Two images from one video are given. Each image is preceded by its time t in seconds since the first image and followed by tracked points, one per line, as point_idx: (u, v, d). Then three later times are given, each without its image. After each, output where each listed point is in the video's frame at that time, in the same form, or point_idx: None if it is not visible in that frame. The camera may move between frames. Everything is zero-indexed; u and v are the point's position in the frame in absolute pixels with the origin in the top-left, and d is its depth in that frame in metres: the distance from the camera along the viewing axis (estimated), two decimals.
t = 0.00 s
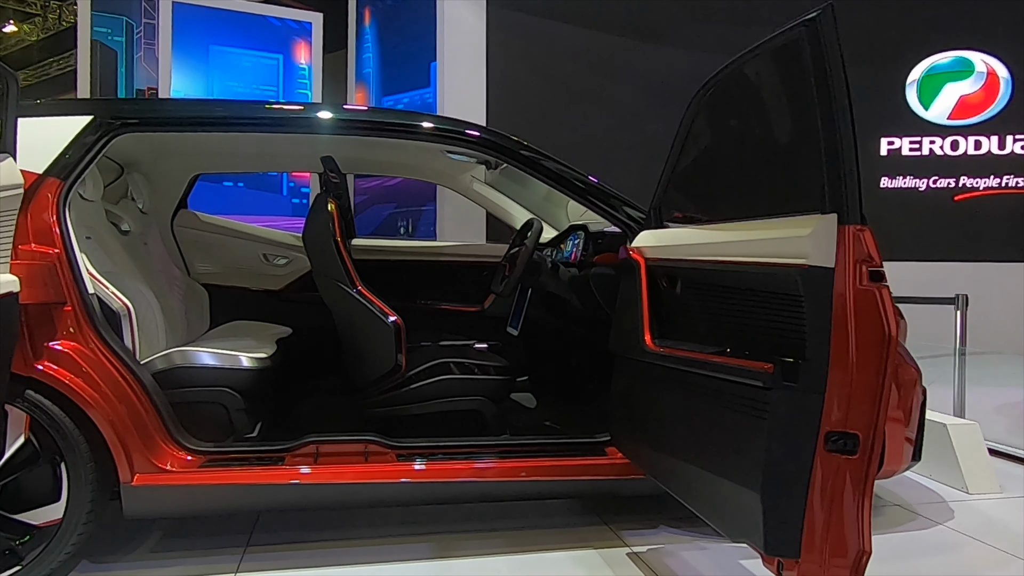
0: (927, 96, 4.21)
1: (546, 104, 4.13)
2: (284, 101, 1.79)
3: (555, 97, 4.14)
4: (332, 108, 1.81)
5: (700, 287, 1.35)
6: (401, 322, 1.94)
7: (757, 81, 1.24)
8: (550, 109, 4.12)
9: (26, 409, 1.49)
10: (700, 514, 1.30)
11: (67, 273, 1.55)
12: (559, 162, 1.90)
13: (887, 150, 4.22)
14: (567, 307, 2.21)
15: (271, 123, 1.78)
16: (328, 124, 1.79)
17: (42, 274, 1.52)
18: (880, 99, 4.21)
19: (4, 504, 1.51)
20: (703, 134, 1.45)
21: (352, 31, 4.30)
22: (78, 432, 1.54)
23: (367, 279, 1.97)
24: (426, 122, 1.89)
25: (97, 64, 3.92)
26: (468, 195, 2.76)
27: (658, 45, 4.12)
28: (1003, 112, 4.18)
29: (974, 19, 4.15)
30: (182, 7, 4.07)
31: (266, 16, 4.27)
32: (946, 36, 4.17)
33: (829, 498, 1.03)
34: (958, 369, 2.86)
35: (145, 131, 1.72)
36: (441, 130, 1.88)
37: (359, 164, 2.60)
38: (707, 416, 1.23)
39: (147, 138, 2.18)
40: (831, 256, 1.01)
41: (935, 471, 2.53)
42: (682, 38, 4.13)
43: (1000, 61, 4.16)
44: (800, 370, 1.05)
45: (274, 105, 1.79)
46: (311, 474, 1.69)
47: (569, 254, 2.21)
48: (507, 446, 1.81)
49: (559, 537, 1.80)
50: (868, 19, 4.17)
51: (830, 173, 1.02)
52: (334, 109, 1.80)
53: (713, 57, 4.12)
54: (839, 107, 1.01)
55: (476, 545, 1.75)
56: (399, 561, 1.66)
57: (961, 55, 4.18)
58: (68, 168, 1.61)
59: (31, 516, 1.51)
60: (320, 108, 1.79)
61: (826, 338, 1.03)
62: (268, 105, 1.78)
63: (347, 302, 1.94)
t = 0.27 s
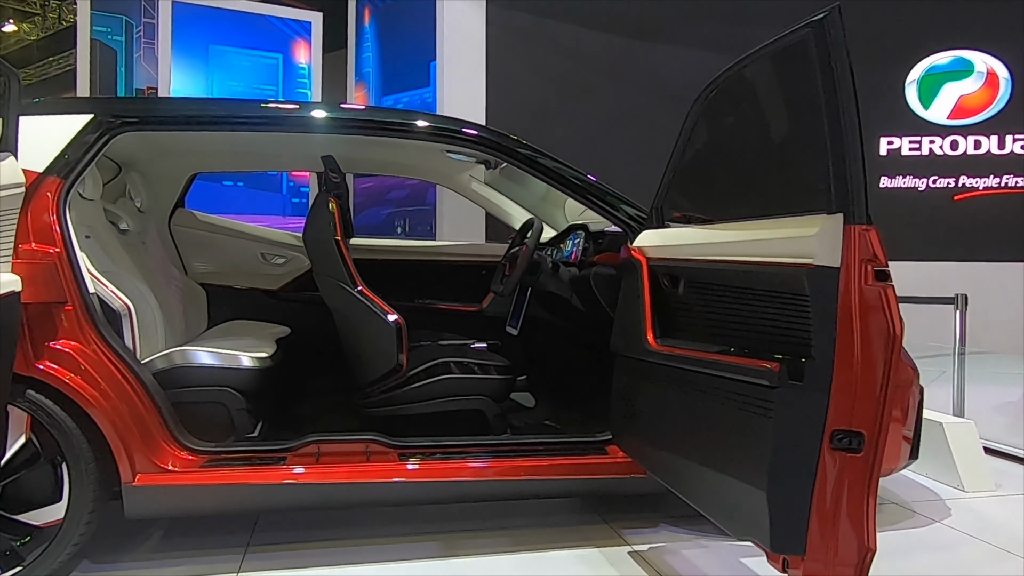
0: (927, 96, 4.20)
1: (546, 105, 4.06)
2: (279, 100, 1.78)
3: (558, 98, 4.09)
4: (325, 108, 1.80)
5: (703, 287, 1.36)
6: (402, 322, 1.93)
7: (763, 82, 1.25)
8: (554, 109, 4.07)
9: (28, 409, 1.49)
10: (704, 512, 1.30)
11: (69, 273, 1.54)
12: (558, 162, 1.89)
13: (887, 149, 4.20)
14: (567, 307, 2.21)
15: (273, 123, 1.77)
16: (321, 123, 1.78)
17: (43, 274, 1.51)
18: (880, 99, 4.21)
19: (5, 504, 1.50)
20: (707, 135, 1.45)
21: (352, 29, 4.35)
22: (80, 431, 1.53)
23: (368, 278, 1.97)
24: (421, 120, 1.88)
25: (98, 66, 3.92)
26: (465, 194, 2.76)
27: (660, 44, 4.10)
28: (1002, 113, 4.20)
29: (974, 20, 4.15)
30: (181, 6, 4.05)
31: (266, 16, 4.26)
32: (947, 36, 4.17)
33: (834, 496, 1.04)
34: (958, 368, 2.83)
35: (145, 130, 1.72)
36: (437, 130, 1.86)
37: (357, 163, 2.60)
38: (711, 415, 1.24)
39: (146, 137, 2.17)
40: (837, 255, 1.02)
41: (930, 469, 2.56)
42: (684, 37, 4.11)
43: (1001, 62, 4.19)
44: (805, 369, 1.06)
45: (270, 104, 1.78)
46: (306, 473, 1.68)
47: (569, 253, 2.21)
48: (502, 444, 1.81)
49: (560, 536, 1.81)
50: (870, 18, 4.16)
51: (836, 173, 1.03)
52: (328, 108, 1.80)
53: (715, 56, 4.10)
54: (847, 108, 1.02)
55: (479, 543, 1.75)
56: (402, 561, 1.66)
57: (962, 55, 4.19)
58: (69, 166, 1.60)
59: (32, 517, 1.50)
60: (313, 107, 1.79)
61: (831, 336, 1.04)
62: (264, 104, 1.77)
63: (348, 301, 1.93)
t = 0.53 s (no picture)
0: (927, 95, 4.23)
1: (547, 104, 4.03)
2: (274, 98, 1.77)
3: (559, 98, 4.06)
4: (318, 106, 1.78)
5: (707, 285, 1.36)
6: (404, 321, 1.93)
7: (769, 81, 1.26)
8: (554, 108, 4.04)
9: (29, 408, 1.48)
10: (708, 510, 1.31)
11: (71, 271, 1.53)
12: (558, 159, 1.88)
13: (887, 149, 4.24)
14: (568, 305, 2.22)
15: (270, 120, 1.75)
16: (316, 121, 1.77)
17: (44, 272, 1.50)
18: (877, 99, 4.23)
19: (7, 503, 1.49)
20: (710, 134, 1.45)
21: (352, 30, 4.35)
22: (81, 431, 1.53)
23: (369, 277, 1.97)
24: (417, 118, 1.87)
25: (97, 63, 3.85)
26: (465, 193, 2.76)
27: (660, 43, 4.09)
28: (1001, 113, 4.21)
29: (973, 20, 4.16)
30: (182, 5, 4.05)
31: (265, 14, 4.26)
32: (947, 36, 4.18)
33: (841, 493, 1.05)
34: (957, 367, 2.86)
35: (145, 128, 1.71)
36: (433, 128, 1.85)
37: (357, 162, 2.59)
38: (716, 413, 1.25)
39: (145, 135, 2.16)
40: (844, 254, 1.03)
41: (927, 466, 2.58)
42: (685, 36, 4.10)
43: (1004, 63, 4.18)
44: (812, 367, 1.07)
45: (265, 102, 1.76)
46: (299, 473, 1.67)
47: (570, 252, 2.19)
48: (500, 442, 1.81)
49: (562, 534, 1.81)
50: (870, 18, 4.17)
51: (843, 173, 1.04)
52: (322, 106, 1.79)
53: (715, 55, 4.09)
54: (854, 109, 1.03)
55: (481, 542, 1.76)
56: (405, 559, 1.66)
57: (963, 55, 4.21)
58: (70, 164, 1.59)
59: (34, 517, 1.49)
60: (306, 105, 1.78)
61: (838, 334, 1.04)
62: (259, 102, 1.76)
63: (349, 300, 1.93)
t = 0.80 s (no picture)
0: (927, 94, 4.21)
1: (548, 103, 4.00)
2: (270, 96, 1.76)
3: (559, 96, 4.02)
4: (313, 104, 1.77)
5: (712, 283, 1.37)
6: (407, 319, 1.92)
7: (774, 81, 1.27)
8: (554, 106, 4.01)
9: (32, 407, 1.47)
10: (715, 507, 1.32)
11: (73, 270, 1.52)
12: (556, 155, 1.90)
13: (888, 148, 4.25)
14: (569, 304, 2.22)
15: (266, 118, 1.74)
16: (311, 119, 1.76)
17: (46, 270, 1.49)
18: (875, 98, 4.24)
19: (10, 503, 1.48)
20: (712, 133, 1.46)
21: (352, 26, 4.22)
22: (85, 430, 1.52)
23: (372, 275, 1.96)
24: (411, 116, 1.86)
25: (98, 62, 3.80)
26: (465, 191, 2.75)
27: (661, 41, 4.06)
28: (1004, 112, 4.18)
29: (976, 18, 4.14)
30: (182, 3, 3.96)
31: (266, 12, 4.19)
32: (949, 34, 4.16)
33: (848, 490, 1.05)
34: (958, 366, 2.88)
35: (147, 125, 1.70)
36: (430, 124, 1.85)
37: (358, 160, 2.59)
38: (723, 411, 1.25)
39: (145, 133, 2.15)
40: (853, 253, 1.04)
41: (925, 464, 2.59)
42: (685, 34, 4.08)
43: (1004, 59, 4.14)
44: (820, 365, 1.07)
45: (261, 100, 1.75)
46: (293, 471, 1.66)
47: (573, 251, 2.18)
48: (501, 441, 1.81)
49: (565, 531, 1.82)
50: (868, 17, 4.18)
51: (851, 171, 1.05)
52: (318, 105, 1.78)
53: (715, 54, 4.07)
54: (863, 109, 1.03)
55: (485, 540, 1.76)
56: (409, 557, 1.66)
57: (966, 53, 4.18)
58: (72, 163, 1.58)
59: (37, 516, 1.48)
60: (302, 103, 1.77)
61: (846, 332, 1.05)
62: (255, 100, 1.75)
63: (352, 298, 1.92)
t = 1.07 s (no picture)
0: (928, 93, 4.22)
1: (550, 101, 3.97)
2: (268, 94, 1.75)
3: (561, 94, 3.99)
4: (308, 101, 1.77)
5: (717, 282, 1.37)
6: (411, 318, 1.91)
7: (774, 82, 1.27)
8: (556, 104, 3.97)
9: (36, 407, 1.46)
10: (720, 505, 1.32)
11: (75, 268, 1.52)
12: (556, 153, 1.90)
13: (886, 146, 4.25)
14: (570, 302, 2.23)
15: (263, 116, 1.73)
16: (306, 117, 1.76)
17: (48, 269, 1.48)
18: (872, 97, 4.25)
19: (13, 502, 1.48)
20: (712, 133, 1.46)
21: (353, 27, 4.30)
22: (89, 430, 1.52)
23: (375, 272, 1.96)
24: (406, 113, 1.86)
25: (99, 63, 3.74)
26: (463, 190, 2.75)
27: (661, 40, 4.05)
28: (1000, 112, 4.21)
29: (976, 18, 4.15)
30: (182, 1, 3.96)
31: (266, 11, 4.20)
32: (951, 34, 4.16)
33: (856, 484, 1.06)
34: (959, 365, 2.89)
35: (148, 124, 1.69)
36: (425, 122, 1.85)
37: (358, 159, 2.58)
38: (729, 409, 1.26)
39: (144, 133, 2.14)
40: (861, 251, 1.05)
41: (923, 461, 2.61)
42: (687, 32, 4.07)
43: (1005, 58, 4.16)
44: (828, 362, 1.08)
45: (258, 99, 1.74)
46: (288, 470, 1.65)
47: (573, 249, 2.19)
48: (503, 439, 1.81)
49: (569, 530, 1.82)
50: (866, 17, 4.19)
51: (860, 170, 1.05)
52: (313, 103, 1.77)
53: (716, 53, 4.07)
54: (872, 109, 1.04)
55: (488, 539, 1.76)
56: (413, 556, 1.66)
57: (968, 51, 4.19)
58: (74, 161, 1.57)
59: (41, 516, 1.48)
60: (297, 101, 1.76)
61: (853, 330, 1.06)
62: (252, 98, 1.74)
63: (355, 296, 1.92)
